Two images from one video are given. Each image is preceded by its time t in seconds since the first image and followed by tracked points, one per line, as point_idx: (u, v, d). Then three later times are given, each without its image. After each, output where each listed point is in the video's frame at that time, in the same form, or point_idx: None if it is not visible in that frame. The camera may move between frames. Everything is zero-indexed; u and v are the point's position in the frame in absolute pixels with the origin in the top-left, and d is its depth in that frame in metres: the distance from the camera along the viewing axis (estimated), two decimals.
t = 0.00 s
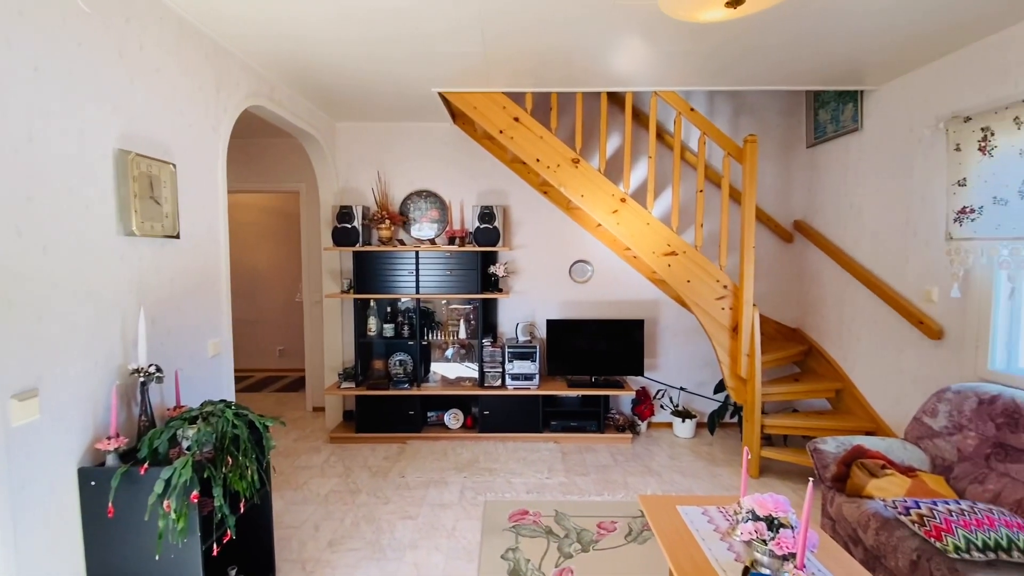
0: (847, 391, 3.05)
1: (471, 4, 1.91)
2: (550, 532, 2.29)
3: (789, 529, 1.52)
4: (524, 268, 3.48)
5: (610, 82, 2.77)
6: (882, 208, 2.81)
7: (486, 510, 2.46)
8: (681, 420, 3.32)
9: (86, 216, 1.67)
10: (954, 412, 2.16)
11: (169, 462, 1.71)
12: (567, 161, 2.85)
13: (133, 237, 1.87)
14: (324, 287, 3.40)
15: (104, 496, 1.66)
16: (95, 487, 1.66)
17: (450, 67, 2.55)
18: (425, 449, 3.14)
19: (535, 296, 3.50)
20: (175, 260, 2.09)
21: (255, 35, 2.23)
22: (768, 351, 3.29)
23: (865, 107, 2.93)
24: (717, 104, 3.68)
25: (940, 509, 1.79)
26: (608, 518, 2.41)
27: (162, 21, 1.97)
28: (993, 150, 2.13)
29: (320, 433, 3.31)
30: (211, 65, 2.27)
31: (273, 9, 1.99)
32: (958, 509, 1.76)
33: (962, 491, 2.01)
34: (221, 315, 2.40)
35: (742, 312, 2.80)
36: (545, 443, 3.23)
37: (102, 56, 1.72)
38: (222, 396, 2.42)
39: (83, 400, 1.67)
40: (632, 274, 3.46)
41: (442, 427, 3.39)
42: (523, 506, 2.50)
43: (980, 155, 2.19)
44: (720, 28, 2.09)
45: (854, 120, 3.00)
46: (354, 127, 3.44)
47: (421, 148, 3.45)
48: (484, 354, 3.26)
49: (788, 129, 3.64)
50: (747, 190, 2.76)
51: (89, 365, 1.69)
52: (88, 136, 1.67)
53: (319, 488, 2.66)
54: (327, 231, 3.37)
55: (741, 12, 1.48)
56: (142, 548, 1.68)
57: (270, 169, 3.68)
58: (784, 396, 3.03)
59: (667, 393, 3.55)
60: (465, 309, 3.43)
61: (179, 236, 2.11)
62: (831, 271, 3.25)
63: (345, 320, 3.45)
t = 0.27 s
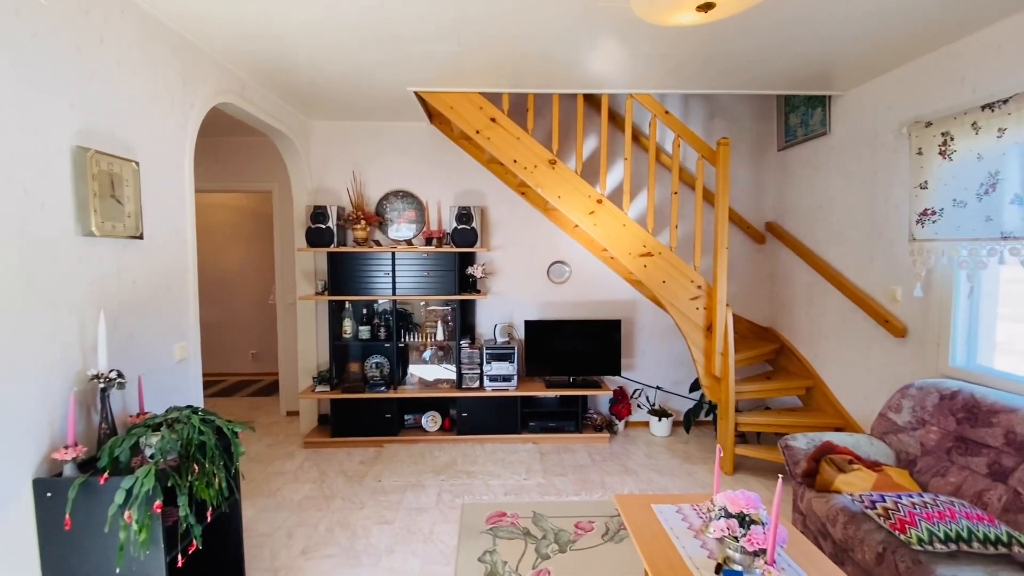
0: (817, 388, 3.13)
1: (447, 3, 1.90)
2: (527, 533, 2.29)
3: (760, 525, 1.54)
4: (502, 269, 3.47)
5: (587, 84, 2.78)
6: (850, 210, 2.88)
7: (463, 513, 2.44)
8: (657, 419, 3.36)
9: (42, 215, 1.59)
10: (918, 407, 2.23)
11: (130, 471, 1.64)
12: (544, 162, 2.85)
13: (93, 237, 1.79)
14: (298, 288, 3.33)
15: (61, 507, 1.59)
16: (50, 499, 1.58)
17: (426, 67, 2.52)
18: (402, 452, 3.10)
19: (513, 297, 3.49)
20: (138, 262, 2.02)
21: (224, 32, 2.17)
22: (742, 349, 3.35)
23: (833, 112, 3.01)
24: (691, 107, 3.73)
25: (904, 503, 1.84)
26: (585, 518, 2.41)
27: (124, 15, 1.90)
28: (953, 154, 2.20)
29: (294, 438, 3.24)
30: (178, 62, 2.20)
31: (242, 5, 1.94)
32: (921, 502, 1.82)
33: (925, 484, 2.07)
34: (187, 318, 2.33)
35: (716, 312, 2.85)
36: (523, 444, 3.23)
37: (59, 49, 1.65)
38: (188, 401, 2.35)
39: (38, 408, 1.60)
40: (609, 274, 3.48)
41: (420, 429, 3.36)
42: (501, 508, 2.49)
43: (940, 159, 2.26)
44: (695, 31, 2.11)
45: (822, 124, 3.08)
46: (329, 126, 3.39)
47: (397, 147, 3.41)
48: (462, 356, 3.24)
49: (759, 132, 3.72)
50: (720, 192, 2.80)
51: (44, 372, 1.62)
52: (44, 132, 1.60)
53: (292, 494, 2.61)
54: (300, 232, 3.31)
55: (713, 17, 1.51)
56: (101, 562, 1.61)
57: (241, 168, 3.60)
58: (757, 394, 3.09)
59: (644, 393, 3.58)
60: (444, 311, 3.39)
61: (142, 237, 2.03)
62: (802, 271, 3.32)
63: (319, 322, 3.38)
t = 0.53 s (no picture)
0: (789, 387, 3.20)
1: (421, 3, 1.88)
2: (505, 536, 2.28)
3: (732, 523, 1.57)
4: (480, 270, 3.46)
5: (563, 86, 2.79)
6: (818, 212, 2.96)
7: (440, 517, 2.42)
8: (635, 419, 3.39)
9: None
10: (883, 404, 2.29)
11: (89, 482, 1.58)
12: (521, 164, 2.86)
13: (50, 239, 1.71)
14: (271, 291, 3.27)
15: (14, 522, 1.52)
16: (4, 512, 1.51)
17: (402, 67, 2.50)
18: (378, 457, 3.06)
19: (491, 299, 3.49)
20: (99, 265, 1.94)
21: (191, 28, 2.11)
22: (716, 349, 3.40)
23: (802, 116, 3.08)
24: (666, 110, 3.79)
25: (870, 497, 1.88)
26: (563, 519, 2.42)
27: (84, 8, 1.84)
28: (914, 158, 2.27)
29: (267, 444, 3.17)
30: (142, 58, 2.13)
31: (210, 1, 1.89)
32: (886, 497, 1.86)
33: (891, 478, 2.13)
34: (152, 323, 2.25)
35: (691, 313, 2.89)
36: (502, 446, 3.23)
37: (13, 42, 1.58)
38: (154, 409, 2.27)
39: None
40: (587, 276, 3.50)
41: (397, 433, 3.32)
42: (478, 511, 2.48)
43: (903, 163, 2.33)
44: (669, 35, 2.14)
45: (792, 128, 3.16)
46: (302, 126, 3.33)
47: (373, 148, 3.37)
48: (440, 359, 3.21)
49: (732, 136, 3.79)
50: (694, 195, 2.84)
51: None
52: None
53: (264, 502, 2.55)
54: (273, 234, 3.24)
55: (684, 22, 1.54)
56: None
57: (212, 168, 3.52)
58: (731, 393, 3.14)
59: (621, 393, 3.61)
60: (423, 312, 3.32)
61: (103, 239, 1.96)
62: (774, 272, 3.40)
63: (293, 326, 3.32)
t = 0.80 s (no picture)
0: (762, 385, 3.27)
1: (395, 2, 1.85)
2: (483, 540, 2.26)
3: (705, 522, 1.59)
4: (457, 272, 3.44)
5: (540, 88, 2.80)
6: (789, 214, 3.03)
7: (417, 522, 2.39)
8: (613, 419, 3.41)
9: None
10: (852, 401, 2.36)
11: (46, 494, 1.51)
12: (498, 165, 2.85)
13: (4, 241, 1.63)
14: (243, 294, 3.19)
15: None
16: None
17: (376, 66, 2.46)
18: (354, 462, 3.01)
19: (469, 301, 3.47)
20: (57, 268, 1.86)
21: (157, 23, 2.05)
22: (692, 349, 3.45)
23: (773, 121, 3.15)
24: (642, 113, 3.83)
25: (839, 493, 1.92)
26: (541, 521, 2.41)
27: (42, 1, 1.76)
28: (879, 162, 2.34)
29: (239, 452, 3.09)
30: (104, 53, 2.06)
31: None
32: (854, 491, 1.91)
33: (859, 473, 2.18)
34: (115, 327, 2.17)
35: (666, 313, 2.92)
36: (480, 449, 3.21)
37: None
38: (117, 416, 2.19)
39: None
40: (564, 277, 3.52)
41: (373, 438, 3.28)
42: (456, 515, 2.45)
43: (868, 167, 2.41)
44: (643, 39, 2.16)
45: (763, 132, 3.23)
46: (275, 125, 3.27)
47: (347, 148, 3.32)
48: (417, 362, 3.19)
49: (706, 139, 3.86)
50: (669, 197, 2.88)
51: None
52: None
53: (235, 511, 2.48)
54: (244, 235, 3.17)
55: (657, 27, 1.56)
56: None
57: (180, 168, 3.42)
58: (706, 392, 3.19)
59: (599, 393, 3.63)
60: (401, 315, 3.31)
61: (62, 241, 1.88)
62: (747, 273, 3.46)
63: (266, 329, 3.25)
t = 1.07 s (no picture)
0: (735, 384, 3.32)
1: None
2: (460, 545, 2.23)
3: (679, 521, 1.59)
4: (434, 274, 3.41)
5: (516, 90, 2.80)
6: (760, 216, 3.08)
7: (393, 528, 2.35)
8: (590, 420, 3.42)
9: None
10: (821, 399, 2.41)
11: None
12: (475, 166, 2.84)
13: None
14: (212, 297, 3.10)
15: None
16: None
17: (349, 65, 2.42)
18: (328, 468, 2.95)
19: (446, 303, 3.44)
20: (8, 271, 1.77)
21: (118, 17, 1.98)
22: (668, 349, 3.49)
23: (745, 125, 3.21)
24: (618, 116, 3.86)
25: (809, 489, 1.95)
26: (519, 524, 2.40)
27: None
28: (846, 165, 2.41)
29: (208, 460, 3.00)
30: (62, 47, 1.97)
31: None
32: (824, 488, 1.94)
33: (828, 470, 2.23)
34: (74, 332, 2.08)
35: (643, 314, 2.95)
36: (458, 452, 3.18)
37: None
38: (74, 426, 2.10)
39: None
40: (542, 279, 3.52)
41: (348, 443, 3.22)
42: (433, 520, 2.42)
43: (835, 170, 2.47)
44: (618, 42, 2.17)
45: (736, 136, 3.28)
46: (245, 124, 3.19)
47: (321, 148, 3.26)
48: (393, 365, 3.15)
49: (681, 142, 3.91)
50: (644, 199, 2.91)
51: None
52: None
53: (203, 522, 2.40)
54: (213, 237, 3.08)
55: (631, 28, 1.56)
56: None
57: (146, 166, 3.31)
58: (682, 392, 3.22)
59: (577, 395, 3.64)
60: (378, 317, 3.26)
61: (14, 243, 1.78)
62: (721, 274, 3.51)
63: (236, 334, 3.16)
